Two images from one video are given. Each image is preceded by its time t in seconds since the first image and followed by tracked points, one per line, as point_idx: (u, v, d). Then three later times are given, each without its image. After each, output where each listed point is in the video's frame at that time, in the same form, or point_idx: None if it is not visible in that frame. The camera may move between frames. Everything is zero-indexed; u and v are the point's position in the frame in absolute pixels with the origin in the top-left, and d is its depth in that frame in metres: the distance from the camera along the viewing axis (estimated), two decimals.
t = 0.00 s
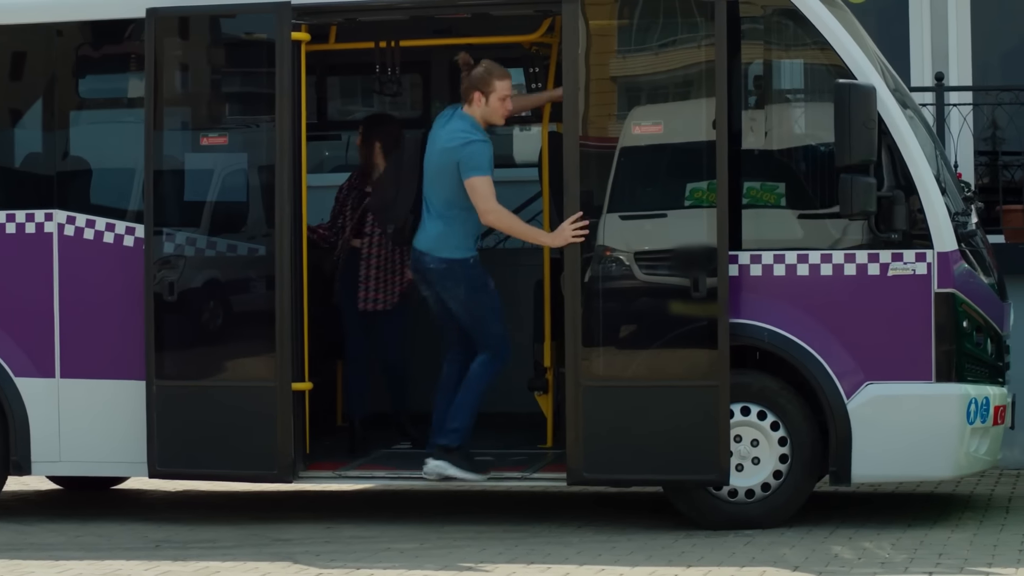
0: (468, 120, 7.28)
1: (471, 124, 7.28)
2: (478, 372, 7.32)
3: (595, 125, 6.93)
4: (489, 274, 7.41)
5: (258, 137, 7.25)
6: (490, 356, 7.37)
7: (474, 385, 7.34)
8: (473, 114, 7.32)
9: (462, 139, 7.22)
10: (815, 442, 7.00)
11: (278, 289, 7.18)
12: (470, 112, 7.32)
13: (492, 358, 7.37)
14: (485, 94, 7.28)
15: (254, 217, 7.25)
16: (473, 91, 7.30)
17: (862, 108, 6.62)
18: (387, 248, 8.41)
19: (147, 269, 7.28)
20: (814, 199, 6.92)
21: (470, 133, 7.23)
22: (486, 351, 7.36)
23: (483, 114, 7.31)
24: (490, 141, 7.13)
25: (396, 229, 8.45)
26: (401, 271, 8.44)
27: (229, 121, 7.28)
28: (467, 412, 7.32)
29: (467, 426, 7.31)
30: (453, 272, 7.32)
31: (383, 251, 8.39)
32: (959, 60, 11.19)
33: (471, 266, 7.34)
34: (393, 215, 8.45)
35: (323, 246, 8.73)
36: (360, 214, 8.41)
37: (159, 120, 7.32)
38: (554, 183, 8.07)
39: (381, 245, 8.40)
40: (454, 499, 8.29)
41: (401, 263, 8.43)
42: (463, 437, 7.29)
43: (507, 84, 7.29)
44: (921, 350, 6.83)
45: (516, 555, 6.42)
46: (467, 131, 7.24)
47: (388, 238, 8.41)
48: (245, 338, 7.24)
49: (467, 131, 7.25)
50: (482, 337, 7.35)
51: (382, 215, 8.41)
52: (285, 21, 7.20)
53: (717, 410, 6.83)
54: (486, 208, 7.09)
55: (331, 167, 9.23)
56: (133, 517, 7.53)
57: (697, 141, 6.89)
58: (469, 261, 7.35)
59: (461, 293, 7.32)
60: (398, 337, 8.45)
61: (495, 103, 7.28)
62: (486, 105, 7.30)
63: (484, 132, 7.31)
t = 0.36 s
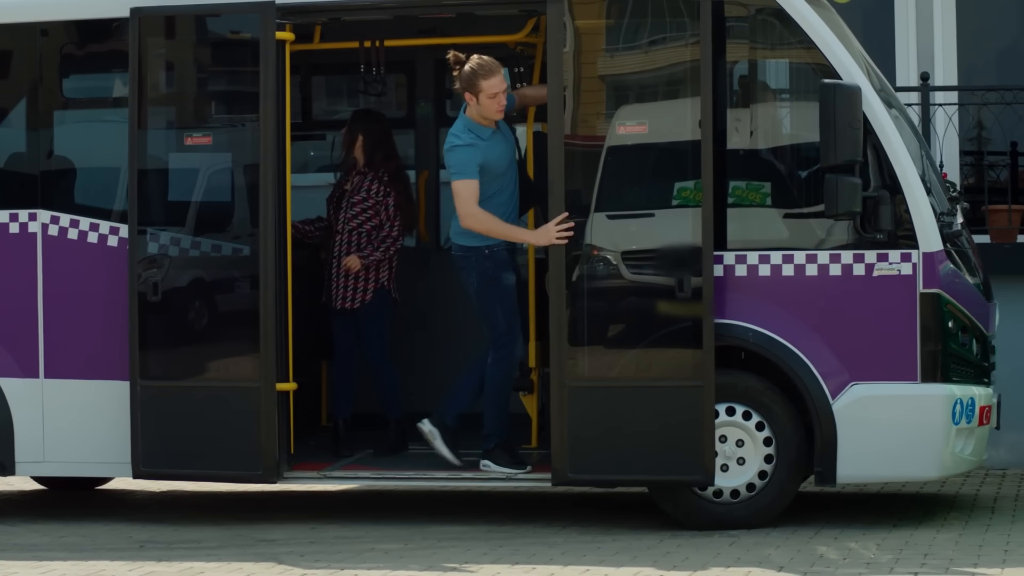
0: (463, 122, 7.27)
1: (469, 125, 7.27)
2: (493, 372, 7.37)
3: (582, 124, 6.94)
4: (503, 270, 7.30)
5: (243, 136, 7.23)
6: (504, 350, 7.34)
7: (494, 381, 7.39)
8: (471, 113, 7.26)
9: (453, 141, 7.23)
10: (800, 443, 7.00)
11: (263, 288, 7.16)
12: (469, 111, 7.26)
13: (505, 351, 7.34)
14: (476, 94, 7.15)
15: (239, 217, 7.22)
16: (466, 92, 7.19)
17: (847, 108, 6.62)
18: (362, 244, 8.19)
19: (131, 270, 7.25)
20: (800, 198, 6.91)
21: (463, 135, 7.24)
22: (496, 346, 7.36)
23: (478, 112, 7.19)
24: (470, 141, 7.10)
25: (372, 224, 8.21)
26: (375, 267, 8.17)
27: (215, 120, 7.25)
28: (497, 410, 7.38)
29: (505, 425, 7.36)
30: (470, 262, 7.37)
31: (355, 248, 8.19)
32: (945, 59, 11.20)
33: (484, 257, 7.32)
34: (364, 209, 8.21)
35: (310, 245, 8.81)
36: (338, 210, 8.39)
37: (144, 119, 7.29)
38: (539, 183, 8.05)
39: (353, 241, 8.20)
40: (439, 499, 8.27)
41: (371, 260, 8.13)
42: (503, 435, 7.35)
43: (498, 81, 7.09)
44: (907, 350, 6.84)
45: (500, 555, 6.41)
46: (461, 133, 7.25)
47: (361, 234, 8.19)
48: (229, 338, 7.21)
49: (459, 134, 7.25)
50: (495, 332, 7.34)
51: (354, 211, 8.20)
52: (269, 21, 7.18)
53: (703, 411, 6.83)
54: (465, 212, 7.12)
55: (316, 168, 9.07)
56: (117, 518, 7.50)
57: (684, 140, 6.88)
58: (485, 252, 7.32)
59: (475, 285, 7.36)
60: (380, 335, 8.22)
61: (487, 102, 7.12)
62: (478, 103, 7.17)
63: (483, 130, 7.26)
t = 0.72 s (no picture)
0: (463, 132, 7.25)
1: (468, 135, 7.24)
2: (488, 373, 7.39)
3: (574, 128, 6.94)
4: (513, 273, 7.30)
5: (236, 140, 7.22)
6: (499, 353, 7.36)
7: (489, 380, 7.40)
8: (471, 125, 7.22)
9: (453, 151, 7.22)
10: (793, 448, 7.00)
11: (256, 292, 7.15)
12: (469, 121, 7.21)
13: (499, 355, 7.36)
14: (476, 107, 7.09)
15: (232, 222, 7.22)
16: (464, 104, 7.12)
17: (840, 113, 6.62)
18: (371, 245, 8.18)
19: (124, 274, 7.24)
20: (792, 203, 6.91)
21: (463, 145, 7.23)
22: (493, 344, 7.37)
23: (479, 123, 7.15)
24: (463, 153, 7.08)
25: (378, 226, 8.23)
26: (385, 268, 8.18)
27: (208, 125, 7.25)
28: (489, 410, 7.38)
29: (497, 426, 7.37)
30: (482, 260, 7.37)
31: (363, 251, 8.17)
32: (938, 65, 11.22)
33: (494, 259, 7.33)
34: (368, 211, 8.20)
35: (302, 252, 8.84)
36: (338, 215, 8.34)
37: (137, 124, 7.29)
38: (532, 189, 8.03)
39: (362, 245, 8.19)
40: (432, 505, 8.26)
41: (379, 262, 8.13)
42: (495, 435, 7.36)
43: (496, 93, 7.03)
44: (900, 355, 6.84)
45: (493, 560, 6.40)
46: (460, 144, 7.24)
47: (367, 237, 8.19)
48: (222, 343, 7.20)
49: (458, 144, 7.24)
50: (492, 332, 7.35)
51: (359, 214, 8.18)
52: (262, 26, 7.17)
53: (695, 416, 6.83)
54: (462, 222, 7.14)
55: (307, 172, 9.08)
56: (109, 523, 7.49)
57: (676, 145, 6.89)
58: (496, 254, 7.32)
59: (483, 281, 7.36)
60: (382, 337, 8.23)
61: (487, 114, 7.08)
62: (479, 115, 7.12)
63: (481, 137, 7.23)
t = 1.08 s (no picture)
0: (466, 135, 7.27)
1: (469, 138, 7.27)
2: (483, 378, 7.40)
3: (571, 134, 6.95)
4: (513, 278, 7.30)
5: (234, 146, 7.23)
6: (493, 359, 7.36)
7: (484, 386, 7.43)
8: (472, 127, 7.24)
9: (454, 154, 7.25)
10: (790, 453, 7.01)
11: (254, 298, 7.16)
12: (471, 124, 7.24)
13: (494, 360, 7.36)
14: (477, 108, 7.13)
15: (229, 227, 7.23)
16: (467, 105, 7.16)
17: (837, 119, 6.63)
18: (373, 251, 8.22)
19: (122, 280, 7.25)
20: (789, 209, 6.93)
21: (464, 149, 7.25)
22: (485, 348, 7.37)
23: (479, 126, 7.17)
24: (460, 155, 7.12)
25: (383, 229, 8.30)
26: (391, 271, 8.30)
27: (205, 130, 7.26)
28: (485, 416, 7.40)
29: (493, 434, 7.38)
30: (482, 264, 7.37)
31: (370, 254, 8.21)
32: (934, 70, 11.24)
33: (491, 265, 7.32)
34: (374, 216, 8.27)
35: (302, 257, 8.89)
36: (339, 221, 8.27)
37: (135, 130, 7.30)
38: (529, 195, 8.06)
39: (368, 247, 8.21)
40: (430, 510, 8.27)
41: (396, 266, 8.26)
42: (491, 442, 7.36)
43: (497, 93, 7.08)
44: (896, 361, 6.86)
45: (490, 566, 6.41)
46: (461, 147, 7.28)
47: (372, 238, 8.24)
48: (219, 348, 7.21)
49: (461, 148, 7.27)
50: (487, 338, 7.35)
51: (364, 217, 8.23)
52: (260, 32, 7.18)
53: (692, 422, 6.84)
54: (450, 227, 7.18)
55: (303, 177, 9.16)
56: (107, 528, 7.49)
57: (673, 151, 6.90)
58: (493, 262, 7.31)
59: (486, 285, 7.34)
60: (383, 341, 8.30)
61: (487, 115, 7.11)
62: (480, 117, 7.14)
63: (482, 141, 7.24)
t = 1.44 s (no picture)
0: (469, 137, 7.29)
1: (473, 139, 7.28)
2: (484, 379, 7.42)
3: (570, 135, 6.98)
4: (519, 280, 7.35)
5: (234, 148, 7.25)
6: (494, 361, 7.38)
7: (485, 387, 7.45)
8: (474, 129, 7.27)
9: (458, 157, 7.26)
10: (789, 454, 7.03)
11: (254, 300, 7.17)
12: (473, 126, 7.27)
13: (495, 362, 7.38)
14: (479, 108, 7.17)
15: (229, 229, 7.24)
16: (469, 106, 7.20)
17: (836, 122, 6.66)
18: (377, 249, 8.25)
19: (122, 281, 7.26)
20: (788, 211, 6.95)
21: (468, 150, 7.27)
22: (487, 349, 7.39)
23: (482, 126, 7.21)
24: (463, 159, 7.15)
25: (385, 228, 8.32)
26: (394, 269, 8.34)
27: (205, 132, 7.27)
28: (485, 417, 7.42)
29: (493, 435, 7.40)
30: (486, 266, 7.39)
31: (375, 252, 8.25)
32: (932, 72, 11.27)
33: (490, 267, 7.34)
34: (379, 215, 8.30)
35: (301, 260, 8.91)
36: (341, 222, 8.29)
37: (135, 131, 7.32)
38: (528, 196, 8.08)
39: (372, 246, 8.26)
40: (429, 512, 8.28)
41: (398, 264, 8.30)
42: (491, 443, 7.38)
43: (500, 93, 7.12)
44: (895, 362, 6.87)
45: (490, 567, 6.42)
46: (465, 149, 7.28)
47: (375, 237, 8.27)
48: (219, 349, 7.22)
49: (464, 150, 7.28)
50: (489, 339, 7.37)
51: (367, 216, 8.25)
52: (260, 34, 7.20)
53: (692, 424, 6.86)
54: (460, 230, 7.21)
55: (304, 180, 9.15)
56: (107, 529, 7.50)
57: (673, 152, 6.92)
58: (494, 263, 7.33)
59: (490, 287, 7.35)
60: (383, 341, 8.30)
61: (490, 115, 7.15)
62: (483, 117, 7.18)
63: (486, 142, 7.27)
